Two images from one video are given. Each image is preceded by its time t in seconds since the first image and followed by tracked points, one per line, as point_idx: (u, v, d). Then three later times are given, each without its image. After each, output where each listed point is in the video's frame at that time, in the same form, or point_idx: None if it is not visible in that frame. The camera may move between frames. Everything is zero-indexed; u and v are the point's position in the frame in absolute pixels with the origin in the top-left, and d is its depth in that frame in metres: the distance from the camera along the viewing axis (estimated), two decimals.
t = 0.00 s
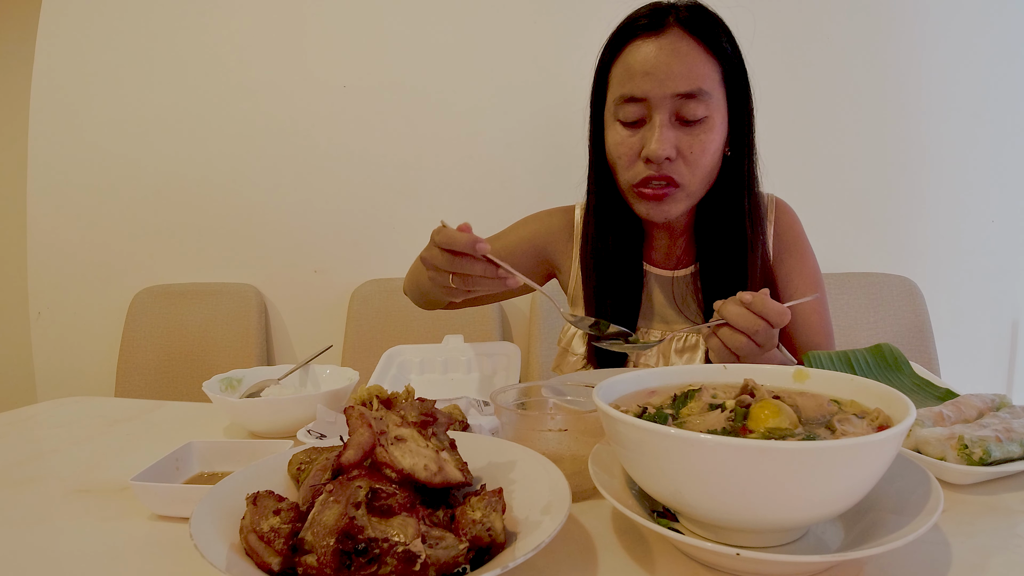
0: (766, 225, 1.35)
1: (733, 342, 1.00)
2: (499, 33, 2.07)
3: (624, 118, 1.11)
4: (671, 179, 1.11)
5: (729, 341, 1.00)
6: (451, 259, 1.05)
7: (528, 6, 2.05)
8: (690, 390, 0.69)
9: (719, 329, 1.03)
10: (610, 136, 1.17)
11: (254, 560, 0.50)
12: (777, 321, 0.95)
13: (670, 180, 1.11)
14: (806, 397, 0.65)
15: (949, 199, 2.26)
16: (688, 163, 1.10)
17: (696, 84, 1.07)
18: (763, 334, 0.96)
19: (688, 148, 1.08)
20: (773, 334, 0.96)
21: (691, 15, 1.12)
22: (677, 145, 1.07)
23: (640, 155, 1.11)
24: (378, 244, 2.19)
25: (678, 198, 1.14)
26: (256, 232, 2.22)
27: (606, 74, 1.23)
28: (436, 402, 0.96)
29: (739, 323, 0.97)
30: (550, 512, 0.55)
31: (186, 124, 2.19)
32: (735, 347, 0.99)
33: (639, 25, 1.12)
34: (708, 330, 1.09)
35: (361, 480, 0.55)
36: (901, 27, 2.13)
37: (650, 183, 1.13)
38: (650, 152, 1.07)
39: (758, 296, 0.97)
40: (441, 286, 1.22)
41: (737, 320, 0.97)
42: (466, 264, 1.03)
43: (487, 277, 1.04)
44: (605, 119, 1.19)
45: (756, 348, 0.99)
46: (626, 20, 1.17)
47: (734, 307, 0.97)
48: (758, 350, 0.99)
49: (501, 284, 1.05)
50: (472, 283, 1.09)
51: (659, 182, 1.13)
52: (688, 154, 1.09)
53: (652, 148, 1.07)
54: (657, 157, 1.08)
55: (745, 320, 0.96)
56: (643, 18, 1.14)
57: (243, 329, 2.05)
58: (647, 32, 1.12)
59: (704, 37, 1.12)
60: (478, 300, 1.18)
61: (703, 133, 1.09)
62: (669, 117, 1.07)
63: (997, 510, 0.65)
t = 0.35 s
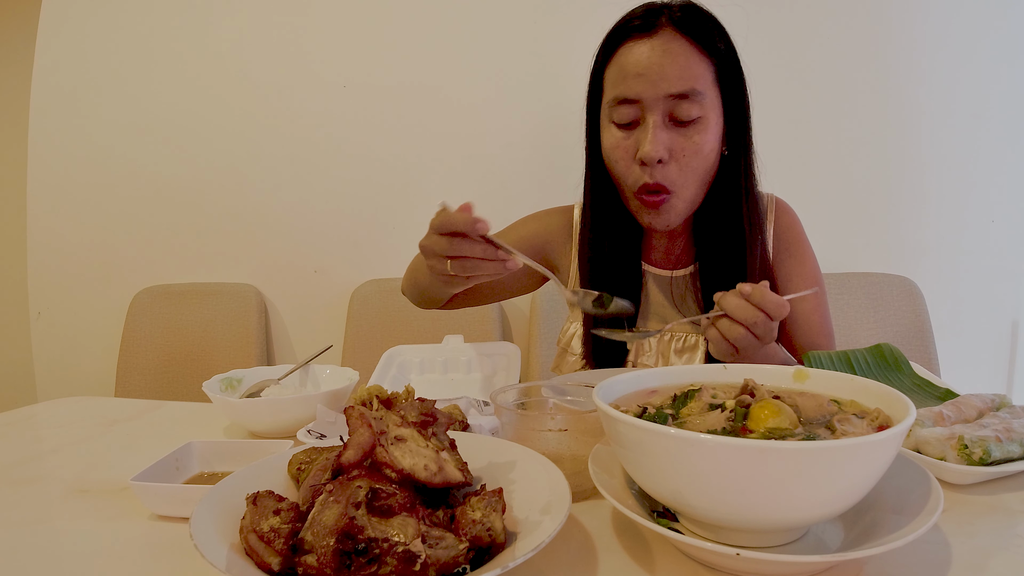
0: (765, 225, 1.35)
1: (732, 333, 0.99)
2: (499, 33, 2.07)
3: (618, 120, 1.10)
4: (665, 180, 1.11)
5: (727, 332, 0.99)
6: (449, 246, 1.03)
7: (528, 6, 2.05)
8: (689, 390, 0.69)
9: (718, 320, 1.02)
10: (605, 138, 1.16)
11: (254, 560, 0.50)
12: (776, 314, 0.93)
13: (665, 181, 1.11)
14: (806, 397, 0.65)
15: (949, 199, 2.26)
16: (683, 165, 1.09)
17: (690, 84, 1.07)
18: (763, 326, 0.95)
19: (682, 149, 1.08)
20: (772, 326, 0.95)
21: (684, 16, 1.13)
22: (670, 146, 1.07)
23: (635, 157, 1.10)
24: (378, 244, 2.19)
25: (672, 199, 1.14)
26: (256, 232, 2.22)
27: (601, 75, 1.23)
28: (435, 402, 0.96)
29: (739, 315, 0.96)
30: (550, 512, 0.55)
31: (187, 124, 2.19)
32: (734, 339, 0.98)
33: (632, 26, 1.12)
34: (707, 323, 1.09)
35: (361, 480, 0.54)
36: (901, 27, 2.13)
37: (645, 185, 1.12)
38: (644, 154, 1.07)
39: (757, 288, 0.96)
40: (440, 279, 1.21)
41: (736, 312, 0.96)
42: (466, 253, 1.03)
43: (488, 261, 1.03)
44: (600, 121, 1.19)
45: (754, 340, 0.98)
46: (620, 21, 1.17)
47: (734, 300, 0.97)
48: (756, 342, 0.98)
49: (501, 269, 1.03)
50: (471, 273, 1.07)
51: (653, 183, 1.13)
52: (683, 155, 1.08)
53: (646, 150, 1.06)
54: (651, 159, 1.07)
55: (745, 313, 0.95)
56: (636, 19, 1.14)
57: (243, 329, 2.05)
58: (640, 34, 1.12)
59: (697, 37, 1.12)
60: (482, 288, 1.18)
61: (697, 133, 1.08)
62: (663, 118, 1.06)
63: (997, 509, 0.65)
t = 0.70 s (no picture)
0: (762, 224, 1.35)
1: (727, 285, 0.98)
2: (499, 33, 2.07)
3: (608, 125, 1.11)
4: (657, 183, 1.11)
5: (723, 285, 0.99)
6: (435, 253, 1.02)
7: (529, 6, 2.05)
8: (690, 389, 0.69)
9: (712, 274, 1.02)
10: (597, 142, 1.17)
11: (254, 560, 0.50)
12: (771, 266, 0.95)
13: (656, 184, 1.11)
14: (805, 397, 0.66)
15: (949, 199, 2.26)
16: (673, 168, 1.09)
17: (679, 86, 1.06)
18: (757, 277, 0.96)
19: (673, 153, 1.08)
20: (767, 280, 0.96)
21: (672, 18, 1.12)
22: (660, 150, 1.07)
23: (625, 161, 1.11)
24: (378, 244, 2.19)
25: (665, 201, 1.14)
26: (256, 232, 2.22)
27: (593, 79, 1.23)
28: (436, 402, 0.96)
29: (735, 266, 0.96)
30: (550, 512, 0.55)
31: (186, 124, 2.19)
32: (729, 291, 0.98)
33: (620, 31, 1.12)
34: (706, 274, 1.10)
35: (361, 480, 0.54)
36: (902, 27, 2.13)
37: (636, 188, 1.13)
38: (633, 159, 1.07)
39: (753, 240, 0.97)
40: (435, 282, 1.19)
41: (732, 264, 0.97)
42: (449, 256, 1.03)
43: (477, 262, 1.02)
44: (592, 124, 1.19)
45: (749, 294, 0.98)
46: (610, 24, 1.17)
47: (730, 251, 0.97)
48: (752, 296, 0.98)
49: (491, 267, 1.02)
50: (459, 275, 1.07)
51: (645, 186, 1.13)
52: (673, 158, 1.08)
53: (635, 155, 1.06)
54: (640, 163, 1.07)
55: (740, 263, 0.96)
56: (625, 23, 1.14)
57: (243, 329, 2.05)
58: (629, 38, 1.12)
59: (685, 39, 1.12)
60: (474, 292, 1.18)
61: (687, 135, 1.08)
62: (652, 122, 1.06)
63: (997, 510, 0.65)
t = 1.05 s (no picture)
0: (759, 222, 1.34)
1: (729, 239, 1.03)
2: (499, 33, 2.07)
3: (600, 131, 1.11)
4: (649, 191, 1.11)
5: (725, 239, 1.03)
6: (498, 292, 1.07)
7: (528, 6, 2.05)
8: (690, 389, 0.69)
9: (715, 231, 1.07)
10: (590, 148, 1.17)
11: (254, 560, 0.50)
12: (772, 218, 1.01)
13: (649, 190, 1.11)
14: (806, 397, 0.65)
15: (949, 199, 2.26)
16: (665, 175, 1.10)
17: (670, 91, 1.06)
18: (758, 230, 1.01)
19: (665, 159, 1.08)
20: (768, 233, 1.01)
21: (664, 20, 1.12)
22: (652, 157, 1.07)
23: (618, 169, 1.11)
24: (378, 244, 2.19)
25: (658, 208, 1.15)
26: (256, 231, 2.22)
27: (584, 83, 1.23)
28: (436, 402, 0.96)
29: (734, 217, 1.02)
30: (550, 512, 0.55)
31: (186, 123, 2.19)
32: (730, 242, 1.03)
33: (610, 36, 1.12)
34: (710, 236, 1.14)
35: (361, 480, 0.54)
36: (901, 27, 2.13)
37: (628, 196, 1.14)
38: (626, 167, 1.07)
39: (754, 196, 1.04)
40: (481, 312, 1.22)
41: (733, 215, 1.02)
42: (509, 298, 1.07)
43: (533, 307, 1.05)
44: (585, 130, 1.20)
45: (750, 248, 1.03)
46: (601, 29, 1.17)
47: (732, 206, 1.03)
48: (751, 250, 1.03)
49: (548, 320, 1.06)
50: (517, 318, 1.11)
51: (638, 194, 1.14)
52: (666, 164, 1.08)
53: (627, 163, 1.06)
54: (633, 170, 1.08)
55: (741, 215, 1.02)
56: (616, 27, 1.14)
57: (243, 329, 2.05)
58: (620, 43, 1.12)
59: (676, 43, 1.11)
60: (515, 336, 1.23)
61: (680, 141, 1.08)
62: (644, 129, 1.06)
63: (997, 510, 0.65)
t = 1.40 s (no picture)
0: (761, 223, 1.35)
1: (731, 223, 1.03)
2: (498, 33, 2.07)
3: (603, 140, 1.11)
4: (653, 200, 1.11)
5: (727, 222, 1.03)
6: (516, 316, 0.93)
7: (528, 6, 2.05)
8: (690, 388, 0.69)
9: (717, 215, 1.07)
10: (594, 156, 1.17)
11: (254, 560, 0.50)
12: (774, 201, 1.00)
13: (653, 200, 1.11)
14: (806, 397, 0.65)
15: (949, 200, 2.26)
16: (669, 185, 1.09)
17: (675, 100, 1.05)
18: (761, 214, 1.00)
19: (669, 168, 1.07)
20: (771, 217, 1.00)
21: (668, 26, 1.12)
22: (657, 166, 1.07)
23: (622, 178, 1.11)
24: (378, 244, 2.19)
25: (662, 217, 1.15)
26: (256, 231, 2.22)
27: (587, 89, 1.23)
28: (436, 402, 0.96)
29: (737, 202, 1.01)
30: (550, 512, 0.55)
31: (186, 123, 2.19)
32: (732, 226, 1.02)
33: (613, 43, 1.12)
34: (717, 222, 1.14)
35: (361, 480, 0.54)
36: (902, 26, 2.13)
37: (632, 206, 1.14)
38: (629, 178, 1.07)
39: (756, 179, 1.03)
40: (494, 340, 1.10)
41: (736, 199, 1.02)
42: (536, 324, 0.92)
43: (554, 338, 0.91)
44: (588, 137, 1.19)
45: (752, 232, 1.02)
46: (605, 34, 1.16)
47: (734, 190, 1.02)
48: (754, 235, 1.02)
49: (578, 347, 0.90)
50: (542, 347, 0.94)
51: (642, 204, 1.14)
52: (670, 174, 1.08)
53: (631, 173, 1.06)
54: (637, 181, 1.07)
55: (743, 198, 1.01)
56: (619, 33, 1.14)
57: (243, 328, 2.05)
58: (623, 49, 1.12)
59: (680, 50, 1.10)
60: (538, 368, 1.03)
61: (684, 150, 1.07)
62: (648, 138, 1.06)
63: (997, 510, 0.65)
